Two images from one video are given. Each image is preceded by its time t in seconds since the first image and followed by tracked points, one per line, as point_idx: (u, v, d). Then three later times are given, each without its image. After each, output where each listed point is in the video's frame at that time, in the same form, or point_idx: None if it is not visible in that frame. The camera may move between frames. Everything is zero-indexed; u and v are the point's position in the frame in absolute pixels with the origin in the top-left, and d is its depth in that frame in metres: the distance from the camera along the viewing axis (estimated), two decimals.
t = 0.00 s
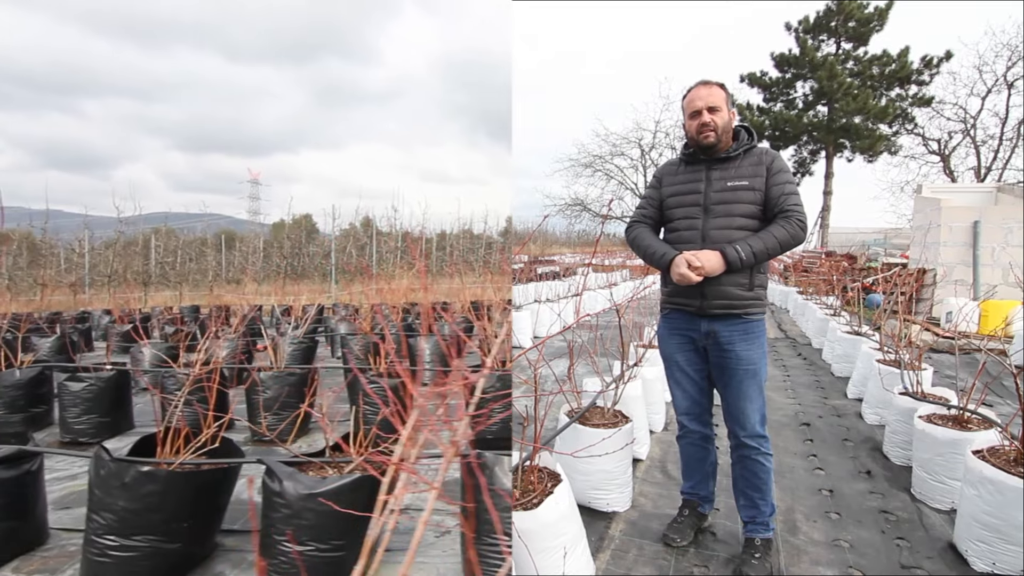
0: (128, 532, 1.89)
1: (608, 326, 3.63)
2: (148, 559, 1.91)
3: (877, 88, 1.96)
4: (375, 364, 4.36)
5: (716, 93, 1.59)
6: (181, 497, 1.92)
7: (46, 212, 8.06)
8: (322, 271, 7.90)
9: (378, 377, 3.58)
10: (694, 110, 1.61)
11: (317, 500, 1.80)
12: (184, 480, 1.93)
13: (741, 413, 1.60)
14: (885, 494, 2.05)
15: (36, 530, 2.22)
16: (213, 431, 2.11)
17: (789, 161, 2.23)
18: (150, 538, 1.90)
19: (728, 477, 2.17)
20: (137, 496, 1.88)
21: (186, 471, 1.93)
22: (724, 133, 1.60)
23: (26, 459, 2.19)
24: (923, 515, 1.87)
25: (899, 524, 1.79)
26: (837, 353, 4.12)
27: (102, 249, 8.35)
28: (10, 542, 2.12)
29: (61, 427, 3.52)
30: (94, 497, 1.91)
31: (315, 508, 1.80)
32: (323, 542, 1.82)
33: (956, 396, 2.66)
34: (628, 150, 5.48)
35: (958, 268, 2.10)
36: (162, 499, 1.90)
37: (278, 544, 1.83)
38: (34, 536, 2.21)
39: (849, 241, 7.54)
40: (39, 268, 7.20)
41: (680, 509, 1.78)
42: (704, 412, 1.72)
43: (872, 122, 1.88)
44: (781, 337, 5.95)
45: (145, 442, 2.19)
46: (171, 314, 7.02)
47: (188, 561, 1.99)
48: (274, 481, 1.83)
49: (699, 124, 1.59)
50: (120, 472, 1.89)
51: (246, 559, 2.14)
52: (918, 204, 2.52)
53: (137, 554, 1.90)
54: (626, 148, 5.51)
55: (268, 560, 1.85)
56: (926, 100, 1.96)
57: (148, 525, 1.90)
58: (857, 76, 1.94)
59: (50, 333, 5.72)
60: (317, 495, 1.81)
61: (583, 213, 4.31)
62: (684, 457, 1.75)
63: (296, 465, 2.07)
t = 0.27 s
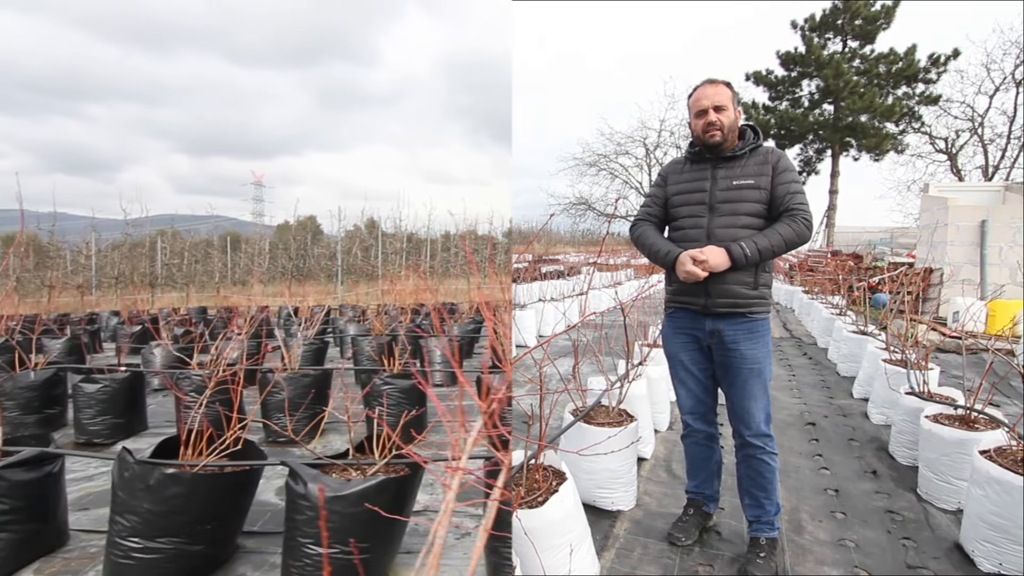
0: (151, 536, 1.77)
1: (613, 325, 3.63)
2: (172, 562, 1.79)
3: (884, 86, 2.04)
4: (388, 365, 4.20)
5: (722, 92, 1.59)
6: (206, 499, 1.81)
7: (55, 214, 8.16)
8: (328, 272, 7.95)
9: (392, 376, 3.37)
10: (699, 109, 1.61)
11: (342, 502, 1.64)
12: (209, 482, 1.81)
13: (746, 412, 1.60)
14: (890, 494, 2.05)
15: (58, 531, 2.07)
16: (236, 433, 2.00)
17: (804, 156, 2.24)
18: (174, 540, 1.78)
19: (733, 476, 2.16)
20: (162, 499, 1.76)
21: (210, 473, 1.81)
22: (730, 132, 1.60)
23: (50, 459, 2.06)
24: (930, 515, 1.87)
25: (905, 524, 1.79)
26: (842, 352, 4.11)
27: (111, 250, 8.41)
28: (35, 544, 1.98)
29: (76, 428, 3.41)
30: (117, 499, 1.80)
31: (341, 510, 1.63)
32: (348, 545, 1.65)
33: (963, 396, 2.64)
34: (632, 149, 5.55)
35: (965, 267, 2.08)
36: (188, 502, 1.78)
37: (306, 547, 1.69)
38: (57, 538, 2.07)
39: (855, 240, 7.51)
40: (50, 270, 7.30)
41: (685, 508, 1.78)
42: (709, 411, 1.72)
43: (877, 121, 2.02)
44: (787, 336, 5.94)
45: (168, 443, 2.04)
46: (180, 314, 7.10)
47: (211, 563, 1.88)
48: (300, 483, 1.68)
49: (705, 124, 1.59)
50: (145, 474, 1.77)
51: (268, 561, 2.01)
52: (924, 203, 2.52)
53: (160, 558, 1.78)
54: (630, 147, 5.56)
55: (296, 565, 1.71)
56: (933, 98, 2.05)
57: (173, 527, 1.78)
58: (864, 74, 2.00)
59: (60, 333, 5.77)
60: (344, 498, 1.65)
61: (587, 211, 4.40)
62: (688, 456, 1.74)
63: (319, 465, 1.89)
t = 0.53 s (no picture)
0: (176, 537, 1.69)
1: (616, 323, 3.63)
2: (197, 563, 1.71)
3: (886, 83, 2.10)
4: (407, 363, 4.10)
5: (725, 90, 1.58)
6: (234, 499, 1.73)
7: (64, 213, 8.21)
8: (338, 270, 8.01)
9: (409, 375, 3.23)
10: (702, 107, 1.60)
11: (368, 504, 1.56)
12: (235, 482, 1.73)
13: (749, 410, 1.60)
14: (894, 493, 2.04)
15: (81, 530, 1.95)
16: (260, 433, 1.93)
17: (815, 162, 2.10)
18: (200, 541, 1.70)
19: (736, 475, 2.16)
20: (187, 500, 1.68)
21: (237, 474, 1.73)
22: (733, 129, 1.60)
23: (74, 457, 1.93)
24: (934, 513, 1.87)
25: (908, 522, 1.78)
26: (846, 351, 4.10)
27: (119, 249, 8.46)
28: (58, 546, 1.86)
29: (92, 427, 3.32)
30: (141, 499, 1.71)
31: (366, 512, 1.56)
32: (374, 546, 1.58)
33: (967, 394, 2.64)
34: (635, 146, 5.54)
35: (970, 265, 2.07)
36: (214, 502, 1.70)
37: (329, 550, 1.60)
38: (80, 540, 1.95)
39: (859, 238, 7.51)
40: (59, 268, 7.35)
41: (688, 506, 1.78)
42: (712, 410, 1.72)
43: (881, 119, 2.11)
44: (790, 334, 5.93)
45: (192, 443, 1.94)
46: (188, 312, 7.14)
47: (236, 564, 1.81)
48: (323, 484, 1.60)
49: (708, 121, 1.58)
50: (170, 474, 1.68)
51: (292, 562, 1.91)
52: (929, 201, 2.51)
53: (185, 558, 1.69)
54: (633, 145, 5.58)
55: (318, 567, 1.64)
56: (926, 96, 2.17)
57: (197, 528, 1.69)
58: (868, 71, 2.02)
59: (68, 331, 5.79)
60: (370, 499, 1.57)
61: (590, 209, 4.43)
62: (691, 454, 1.74)
63: (342, 468, 1.80)
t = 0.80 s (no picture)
0: (213, 532, 1.79)
1: (618, 322, 3.64)
2: (233, 558, 1.80)
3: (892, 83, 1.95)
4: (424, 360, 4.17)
5: (728, 89, 1.58)
6: (266, 496, 1.83)
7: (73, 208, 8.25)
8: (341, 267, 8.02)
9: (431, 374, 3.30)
10: (705, 106, 1.60)
11: (404, 502, 1.65)
12: (270, 479, 1.83)
13: (751, 409, 1.60)
14: (895, 493, 2.04)
15: (114, 524, 2.08)
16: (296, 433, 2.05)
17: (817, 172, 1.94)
18: (236, 536, 1.80)
19: (738, 474, 2.16)
20: (223, 495, 1.78)
21: (271, 470, 1.84)
22: (735, 128, 1.60)
23: (107, 451, 2.04)
24: (935, 514, 1.87)
25: (910, 522, 1.78)
26: (848, 351, 4.10)
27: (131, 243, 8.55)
28: (92, 539, 1.99)
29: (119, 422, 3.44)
30: (178, 495, 1.80)
31: (402, 510, 1.65)
32: (409, 544, 1.67)
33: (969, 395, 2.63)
34: (637, 146, 5.55)
35: (972, 266, 2.06)
36: (249, 498, 1.80)
37: (367, 546, 1.69)
38: (113, 532, 2.08)
39: (862, 238, 7.49)
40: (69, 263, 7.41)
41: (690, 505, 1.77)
42: (714, 409, 1.72)
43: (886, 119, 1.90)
44: (793, 334, 5.92)
45: (225, 439, 2.04)
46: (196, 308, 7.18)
47: (270, 558, 1.90)
48: (360, 482, 1.68)
49: (710, 120, 1.58)
50: (207, 470, 1.78)
51: (325, 558, 2.04)
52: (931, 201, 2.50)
53: (222, 553, 1.79)
54: (636, 144, 5.58)
55: (355, 561, 1.73)
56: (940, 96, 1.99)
57: (234, 524, 1.79)
58: (871, 72, 1.92)
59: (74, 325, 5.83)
60: (405, 497, 1.66)
61: (593, 208, 4.44)
62: (693, 453, 1.75)
63: (376, 465, 1.87)
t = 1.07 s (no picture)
0: (236, 526, 1.79)
1: (621, 322, 3.64)
2: (257, 553, 1.81)
3: (895, 83, 1.91)
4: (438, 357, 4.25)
5: (731, 89, 1.58)
6: (291, 490, 1.84)
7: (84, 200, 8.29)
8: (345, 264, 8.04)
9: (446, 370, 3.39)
10: (708, 106, 1.60)
11: (430, 497, 1.64)
12: (293, 473, 1.84)
13: (755, 410, 1.60)
14: (899, 494, 2.04)
15: (135, 518, 2.11)
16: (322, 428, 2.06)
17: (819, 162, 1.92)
18: (260, 531, 1.80)
19: (741, 475, 2.16)
20: (248, 488, 1.78)
21: (294, 465, 1.84)
22: (739, 129, 1.60)
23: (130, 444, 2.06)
24: (940, 515, 1.86)
25: (915, 524, 1.78)
26: (851, 351, 4.09)
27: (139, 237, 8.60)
28: (115, 532, 2.02)
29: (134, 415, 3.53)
30: (202, 488, 1.80)
31: (428, 504, 1.64)
32: (434, 540, 1.66)
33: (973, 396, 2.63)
34: (640, 146, 5.56)
35: (976, 267, 2.05)
36: (273, 492, 1.80)
37: (391, 542, 1.67)
38: (134, 525, 2.11)
39: (866, 238, 7.48)
40: (81, 257, 7.49)
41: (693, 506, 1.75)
42: (717, 410, 1.72)
43: (889, 119, 1.87)
44: (795, 335, 5.92)
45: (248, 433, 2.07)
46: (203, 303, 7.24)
47: (292, 553, 1.91)
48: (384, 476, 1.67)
49: (714, 120, 1.58)
50: (231, 463, 1.77)
51: (347, 554, 2.08)
52: (935, 202, 2.48)
53: (246, 548, 1.79)
54: (639, 144, 5.58)
55: (379, 557, 1.71)
56: (944, 95, 1.95)
57: (258, 517, 1.80)
58: (874, 72, 1.90)
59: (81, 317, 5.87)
60: (432, 493, 1.65)
61: (595, 209, 4.46)
62: (696, 453, 1.75)
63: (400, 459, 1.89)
